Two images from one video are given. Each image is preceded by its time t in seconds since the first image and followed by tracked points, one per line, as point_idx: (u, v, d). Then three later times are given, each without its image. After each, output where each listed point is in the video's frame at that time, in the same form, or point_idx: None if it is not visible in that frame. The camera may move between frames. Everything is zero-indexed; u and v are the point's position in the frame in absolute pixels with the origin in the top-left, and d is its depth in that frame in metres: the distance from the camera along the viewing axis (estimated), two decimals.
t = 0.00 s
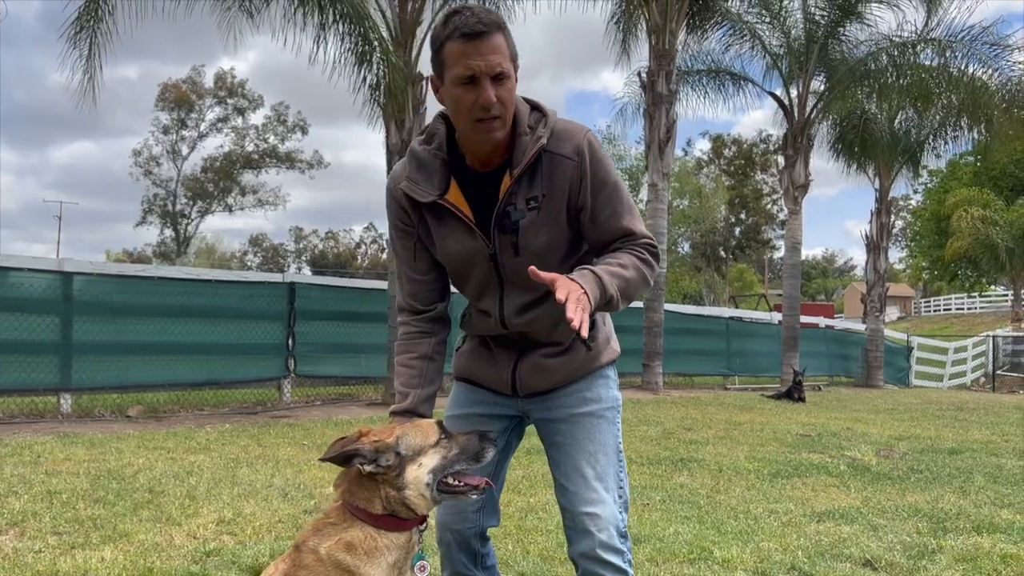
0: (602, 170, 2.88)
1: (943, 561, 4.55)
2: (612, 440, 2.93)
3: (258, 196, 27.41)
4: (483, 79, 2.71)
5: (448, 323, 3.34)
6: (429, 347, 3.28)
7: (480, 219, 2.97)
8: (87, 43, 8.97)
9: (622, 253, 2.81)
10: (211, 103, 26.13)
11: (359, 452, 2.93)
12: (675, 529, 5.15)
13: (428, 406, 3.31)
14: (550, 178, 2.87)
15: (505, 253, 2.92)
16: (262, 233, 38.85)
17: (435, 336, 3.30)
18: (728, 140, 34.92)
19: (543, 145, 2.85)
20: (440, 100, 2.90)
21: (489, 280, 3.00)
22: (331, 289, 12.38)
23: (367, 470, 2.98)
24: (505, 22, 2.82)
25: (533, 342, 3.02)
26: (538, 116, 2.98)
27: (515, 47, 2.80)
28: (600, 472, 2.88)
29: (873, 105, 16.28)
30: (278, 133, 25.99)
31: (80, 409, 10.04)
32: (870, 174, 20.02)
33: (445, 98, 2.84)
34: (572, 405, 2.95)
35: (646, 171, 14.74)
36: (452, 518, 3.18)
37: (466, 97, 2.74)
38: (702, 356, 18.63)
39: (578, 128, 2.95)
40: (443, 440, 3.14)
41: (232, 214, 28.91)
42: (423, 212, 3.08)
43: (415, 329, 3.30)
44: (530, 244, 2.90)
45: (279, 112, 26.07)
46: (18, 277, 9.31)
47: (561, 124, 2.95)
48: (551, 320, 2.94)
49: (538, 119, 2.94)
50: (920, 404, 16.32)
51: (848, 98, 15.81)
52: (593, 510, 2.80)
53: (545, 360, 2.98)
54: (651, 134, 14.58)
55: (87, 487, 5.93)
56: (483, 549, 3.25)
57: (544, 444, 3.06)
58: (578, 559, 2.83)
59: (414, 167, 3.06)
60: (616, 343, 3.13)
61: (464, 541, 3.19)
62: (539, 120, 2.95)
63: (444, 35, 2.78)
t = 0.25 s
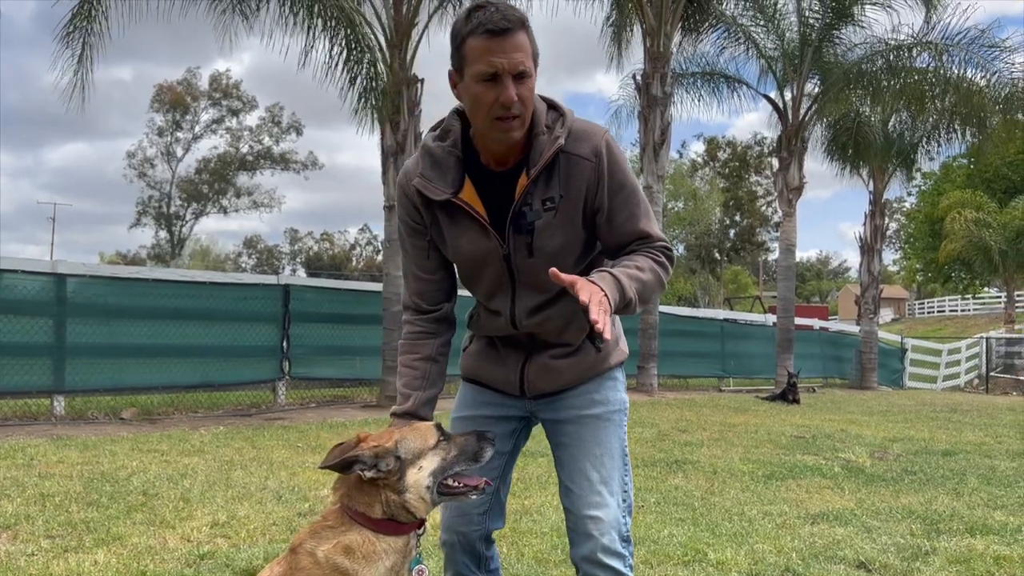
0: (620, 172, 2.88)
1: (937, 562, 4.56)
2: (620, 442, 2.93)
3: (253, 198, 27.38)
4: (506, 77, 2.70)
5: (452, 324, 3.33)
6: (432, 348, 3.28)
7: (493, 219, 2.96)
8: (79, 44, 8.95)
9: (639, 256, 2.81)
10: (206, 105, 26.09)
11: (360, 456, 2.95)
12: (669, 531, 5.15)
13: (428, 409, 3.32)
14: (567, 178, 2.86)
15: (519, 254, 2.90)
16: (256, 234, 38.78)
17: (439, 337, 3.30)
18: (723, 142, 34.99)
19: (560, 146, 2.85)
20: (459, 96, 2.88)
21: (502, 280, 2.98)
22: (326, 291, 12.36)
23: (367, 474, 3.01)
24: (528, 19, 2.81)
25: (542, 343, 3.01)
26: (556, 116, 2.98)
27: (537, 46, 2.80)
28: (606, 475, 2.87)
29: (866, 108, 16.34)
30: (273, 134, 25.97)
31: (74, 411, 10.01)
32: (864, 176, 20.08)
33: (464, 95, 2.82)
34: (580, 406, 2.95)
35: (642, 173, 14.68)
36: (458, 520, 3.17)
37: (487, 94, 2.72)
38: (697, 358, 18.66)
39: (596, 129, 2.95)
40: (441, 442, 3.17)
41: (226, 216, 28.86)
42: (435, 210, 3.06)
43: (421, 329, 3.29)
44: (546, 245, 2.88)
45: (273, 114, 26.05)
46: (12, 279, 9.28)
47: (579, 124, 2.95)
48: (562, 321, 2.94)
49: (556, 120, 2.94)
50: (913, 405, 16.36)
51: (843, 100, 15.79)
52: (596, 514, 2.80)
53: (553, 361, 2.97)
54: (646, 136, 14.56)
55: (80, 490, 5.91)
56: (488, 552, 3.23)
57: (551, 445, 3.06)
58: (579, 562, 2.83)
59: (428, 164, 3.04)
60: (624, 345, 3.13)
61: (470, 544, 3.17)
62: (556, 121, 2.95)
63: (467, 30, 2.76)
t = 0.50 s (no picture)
0: (634, 173, 2.89)
1: (928, 564, 4.57)
2: (628, 446, 2.92)
3: (247, 200, 27.33)
4: (520, 74, 2.69)
5: (453, 326, 3.34)
6: (432, 350, 3.28)
7: (504, 218, 2.95)
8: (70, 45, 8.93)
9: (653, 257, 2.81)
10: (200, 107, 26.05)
11: (350, 458, 2.98)
12: (662, 533, 5.15)
13: (423, 412, 3.33)
14: (580, 178, 2.86)
15: (531, 255, 2.89)
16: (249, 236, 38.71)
17: (439, 339, 3.30)
18: (716, 144, 35.06)
19: (574, 145, 2.84)
20: (472, 93, 2.87)
21: (513, 280, 2.97)
22: (320, 293, 12.34)
23: (358, 477, 3.02)
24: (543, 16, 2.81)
25: (551, 344, 3.01)
26: (569, 115, 2.98)
27: (552, 44, 2.80)
28: (612, 478, 2.87)
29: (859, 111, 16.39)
30: (267, 136, 25.94)
31: (66, 414, 9.98)
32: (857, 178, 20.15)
33: (478, 92, 2.81)
34: (588, 408, 2.95)
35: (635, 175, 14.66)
36: (463, 521, 3.16)
37: (501, 92, 2.72)
38: (691, 360, 18.68)
39: (610, 129, 2.95)
40: (433, 445, 3.21)
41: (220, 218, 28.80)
42: (445, 209, 3.05)
43: (421, 330, 3.29)
44: (558, 245, 2.87)
45: (267, 116, 26.01)
46: (4, 281, 9.24)
47: (593, 124, 2.95)
48: (572, 322, 2.94)
49: (569, 119, 2.94)
50: (906, 407, 16.39)
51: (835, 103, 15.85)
52: (600, 517, 2.80)
53: (563, 362, 2.97)
54: (640, 138, 14.47)
55: (72, 493, 5.89)
56: (492, 554, 3.22)
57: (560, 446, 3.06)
58: (581, 565, 2.83)
59: (438, 163, 3.03)
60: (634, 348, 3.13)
61: (475, 546, 3.16)
62: (569, 120, 2.95)
63: (481, 26, 2.75)
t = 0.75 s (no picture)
0: (643, 173, 2.88)
1: (923, 564, 4.58)
2: (635, 449, 2.91)
3: (242, 202, 27.30)
4: (525, 73, 2.69)
5: (459, 328, 3.32)
6: (435, 352, 3.26)
7: (511, 219, 2.95)
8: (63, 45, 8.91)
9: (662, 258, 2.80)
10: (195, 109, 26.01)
11: (320, 460, 3.02)
12: (657, 534, 5.16)
13: (425, 414, 3.30)
14: (588, 178, 2.86)
15: (539, 256, 2.89)
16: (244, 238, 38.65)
17: (444, 340, 3.28)
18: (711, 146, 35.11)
19: (582, 144, 2.84)
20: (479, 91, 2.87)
21: (521, 281, 2.97)
22: (315, 295, 12.33)
23: (333, 478, 3.07)
24: (549, 13, 2.80)
25: (558, 345, 3.01)
26: (577, 114, 2.98)
27: (559, 41, 2.79)
28: (617, 481, 2.86)
29: (853, 112, 16.44)
30: (262, 138, 25.91)
31: (60, 416, 9.94)
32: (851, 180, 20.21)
33: (484, 91, 2.81)
34: (595, 409, 2.94)
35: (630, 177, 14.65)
36: (468, 523, 3.15)
37: (506, 91, 2.71)
38: (686, 362, 18.70)
39: (619, 129, 2.95)
40: (410, 439, 3.24)
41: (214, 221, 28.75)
42: (451, 209, 3.05)
43: (425, 331, 3.28)
44: (566, 247, 2.87)
45: (261, 117, 25.98)
46: None
47: (602, 123, 2.94)
48: (578, 323, 2.94)
49: (578, 118, 2.94)
50: (900, 408, 16.43)
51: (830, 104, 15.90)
52: (603, 520, 2.79)
53: (570, 363, 2.97)
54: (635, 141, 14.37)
55: (66, 496, 5.87)
56: (496, 555, 3.22)
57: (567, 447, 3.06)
58: (584, 568, 2.83)
59: (445, 163, 3.03)
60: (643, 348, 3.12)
61: (480, 548, 3.16)
62: (578, 119, 2.94)
63: (487, 24, 2.75)
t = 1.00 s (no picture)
0: (649, 175, 2.88)
1: (918, 565, 4.59)
2: (640, 454, 2.91)
3: (237, 204, 27.25)
4: (527, 73, 2.69)
5: (466, 329, 3.33)
6: (439, 352, 3.28)
7: (516, 221, 2.95)
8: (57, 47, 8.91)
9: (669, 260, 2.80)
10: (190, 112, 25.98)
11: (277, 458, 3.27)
12: (653, 536, 5.16)
13: (428, 413, 3.38)
14: (594, 180, 2.86)
15: (544, 258, 2.90)
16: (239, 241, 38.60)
17: (449, 341, 3.30)
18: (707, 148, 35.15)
19: (588, 145, 2.84)
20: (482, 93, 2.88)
21: (526, 283, 2.98)
22: (311, 297, 12.32)
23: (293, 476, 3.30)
24: (552, 12, 2.81)
25: (563, 347, 3.02)
26: (583, 115, 2.98)
27: (562, 41, 2.79)
28: (622, 486, 2.86)
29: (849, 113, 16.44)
30: (258, 140, 25.89)
31: (55, 419, 9.93)
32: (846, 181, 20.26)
33: (486, 92, 2.81)
34: (601, 413, 2.95)
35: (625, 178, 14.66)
36: (474, 525, 3.17)
37: (508, 91, 2.72)
38: (682, 363, 18.72)
39: (626, 129, 2.95)
40: (363, 439, 3.42)
41: (210, 223, 28.71)
42: (456, 212, 3.05)
43: (431, 331, 3.30)
44: (572, 249, 2.88)
45: (257, 119, 25.97)
46: None
47: (608, 124, 2.95)
48: (584, 326, 2.95)
49: (583, 119, 2.94)
50: (896, 409, 16.47)
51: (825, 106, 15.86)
52: (606, 525, 2.79)
53: (575, 366, 2.97)
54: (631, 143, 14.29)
55: (61, 499, 5.85)
56: (501, 557, 3.24)
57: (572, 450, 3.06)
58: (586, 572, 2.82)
59: (450, 166, 3.04)
60: (650, 350, 3.12)
61: (486, 549, 3.18)
62: (584, 120, 2.94)
63: (489, 24, 2.76)
